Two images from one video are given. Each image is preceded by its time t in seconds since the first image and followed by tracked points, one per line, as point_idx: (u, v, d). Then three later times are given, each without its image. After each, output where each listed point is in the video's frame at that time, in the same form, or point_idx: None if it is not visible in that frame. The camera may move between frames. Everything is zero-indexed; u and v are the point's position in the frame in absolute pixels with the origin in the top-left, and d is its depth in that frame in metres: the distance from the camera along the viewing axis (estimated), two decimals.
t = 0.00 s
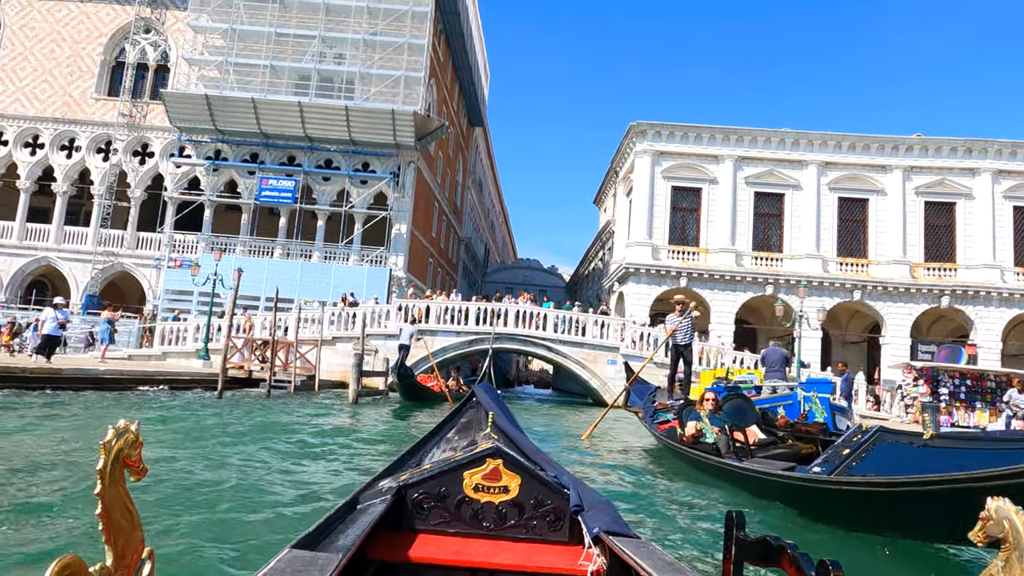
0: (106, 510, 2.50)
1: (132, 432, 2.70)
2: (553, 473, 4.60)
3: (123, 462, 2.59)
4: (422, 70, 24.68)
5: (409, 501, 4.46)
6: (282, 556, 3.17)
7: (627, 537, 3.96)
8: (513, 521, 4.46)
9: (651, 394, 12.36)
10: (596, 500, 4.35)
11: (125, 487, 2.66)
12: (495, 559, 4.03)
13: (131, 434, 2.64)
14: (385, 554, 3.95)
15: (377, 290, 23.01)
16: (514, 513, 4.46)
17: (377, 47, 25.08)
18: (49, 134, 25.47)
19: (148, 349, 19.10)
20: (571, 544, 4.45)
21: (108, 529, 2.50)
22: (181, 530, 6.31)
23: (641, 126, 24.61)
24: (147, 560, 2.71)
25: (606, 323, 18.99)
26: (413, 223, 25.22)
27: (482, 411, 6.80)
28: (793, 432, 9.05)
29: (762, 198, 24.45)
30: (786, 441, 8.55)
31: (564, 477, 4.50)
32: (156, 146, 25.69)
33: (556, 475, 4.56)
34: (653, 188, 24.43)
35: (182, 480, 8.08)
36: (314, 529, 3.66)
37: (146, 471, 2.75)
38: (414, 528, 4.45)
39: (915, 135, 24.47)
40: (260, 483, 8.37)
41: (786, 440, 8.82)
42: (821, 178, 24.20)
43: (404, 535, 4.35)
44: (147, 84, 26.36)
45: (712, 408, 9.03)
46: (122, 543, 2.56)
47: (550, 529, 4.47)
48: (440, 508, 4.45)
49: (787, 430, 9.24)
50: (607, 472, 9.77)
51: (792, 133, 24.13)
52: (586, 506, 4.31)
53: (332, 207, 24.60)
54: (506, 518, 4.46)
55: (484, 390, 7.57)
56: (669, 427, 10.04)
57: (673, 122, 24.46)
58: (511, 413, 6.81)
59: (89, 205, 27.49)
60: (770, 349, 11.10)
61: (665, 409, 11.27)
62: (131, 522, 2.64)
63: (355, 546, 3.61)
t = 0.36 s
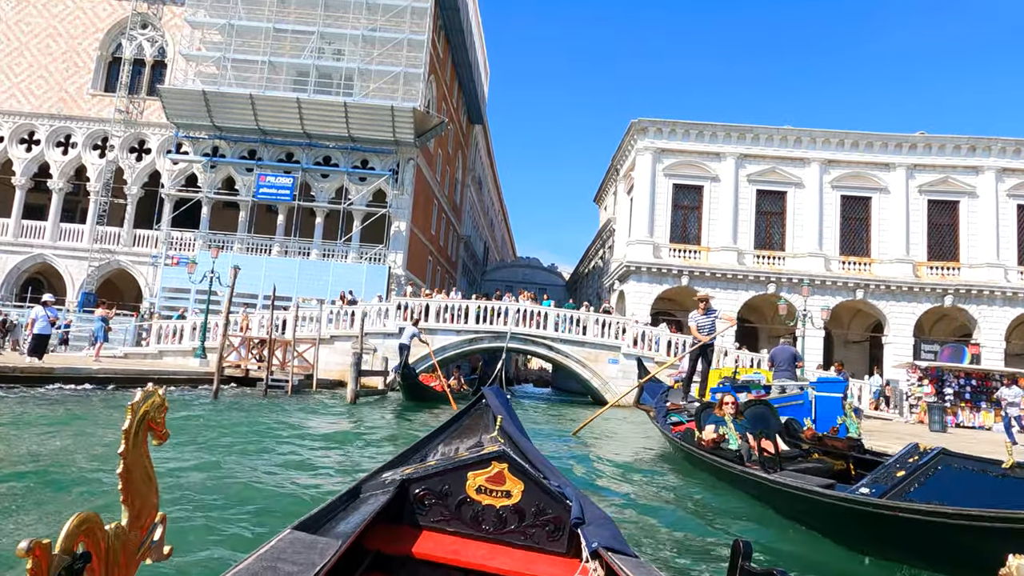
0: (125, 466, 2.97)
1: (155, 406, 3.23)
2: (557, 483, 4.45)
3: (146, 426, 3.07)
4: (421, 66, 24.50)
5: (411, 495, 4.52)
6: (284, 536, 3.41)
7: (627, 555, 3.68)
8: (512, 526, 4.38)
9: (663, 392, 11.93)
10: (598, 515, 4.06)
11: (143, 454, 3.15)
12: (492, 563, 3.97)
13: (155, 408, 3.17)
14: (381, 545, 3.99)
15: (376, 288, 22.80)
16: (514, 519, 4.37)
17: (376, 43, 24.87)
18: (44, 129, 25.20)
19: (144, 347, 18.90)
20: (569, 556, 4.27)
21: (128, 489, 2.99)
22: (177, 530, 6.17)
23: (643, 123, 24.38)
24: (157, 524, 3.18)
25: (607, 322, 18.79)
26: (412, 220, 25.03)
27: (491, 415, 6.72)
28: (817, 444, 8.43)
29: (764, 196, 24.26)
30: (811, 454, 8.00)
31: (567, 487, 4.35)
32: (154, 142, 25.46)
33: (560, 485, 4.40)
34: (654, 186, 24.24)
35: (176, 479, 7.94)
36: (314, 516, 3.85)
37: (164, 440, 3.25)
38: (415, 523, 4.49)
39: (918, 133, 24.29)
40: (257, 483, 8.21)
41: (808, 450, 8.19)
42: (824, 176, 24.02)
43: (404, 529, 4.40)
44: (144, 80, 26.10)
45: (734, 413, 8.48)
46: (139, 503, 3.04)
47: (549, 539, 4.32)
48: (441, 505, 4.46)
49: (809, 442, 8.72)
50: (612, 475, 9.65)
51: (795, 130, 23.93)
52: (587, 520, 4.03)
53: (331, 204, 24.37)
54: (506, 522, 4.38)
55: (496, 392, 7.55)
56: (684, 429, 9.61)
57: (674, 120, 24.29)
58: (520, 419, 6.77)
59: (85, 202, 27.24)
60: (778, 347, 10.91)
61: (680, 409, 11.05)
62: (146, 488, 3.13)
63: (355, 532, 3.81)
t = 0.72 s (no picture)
0: (142, 428, 2.83)
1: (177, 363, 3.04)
2: (564, 470, 4.37)
3: (165, 387, 2.90)
4: (420, 63, 24.26)
5: (416, 476, 4.44)
6: (290, 508, 3.41)
7: (631, 545, 3.65)
8: (516, 511, 4.30)
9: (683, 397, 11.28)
10: (603, 504, 4.06)
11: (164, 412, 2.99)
12: (495, 546, 3.96)
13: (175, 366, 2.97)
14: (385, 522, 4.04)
15: (374, 287, 22.57)
16: (518, 504, 4.30)
17: (375, 38, 24.61)
18: (39, 126, 24.94)
19: (140, 346, 18.66)
20: (572, 544, 4.20)
21: (142, 451, 2.82)
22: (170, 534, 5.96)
23: (644, 121, 24.16)
24: (173, 486, 3.03)
25: (609, 322, 18.62)
26: (411, 218, 24.83)
27: (498, 403, 6.64)
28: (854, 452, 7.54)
29: (766, 194, 24.08)
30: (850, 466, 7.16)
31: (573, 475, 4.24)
32: (150, 139, 25.18)
33: (566, 472, 4.31)
34: (656, 184, 24.04)
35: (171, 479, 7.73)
36: (323, 489, 3.99)
37: (185, 400, 3.07)
38: (419, 504, 4.41)
39: (920, 131, 24.13)
40: (253, 484, 7.99)
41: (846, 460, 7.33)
42: (825, 175, 23.85)
43: (406, 509, 4.36)
44: (140, 76, 25.86)
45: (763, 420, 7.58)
46: (156, 465, 2.89)
47: (552, 526, 4.26)
48: (445, 487, 4.39)
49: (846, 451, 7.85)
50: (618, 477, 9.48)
51: (797, 128, 23.75)
52: (591, 508, 4.04)
53: (328, 202, 24.13)
54: (511, 507, 4.31)
55: (505, 378, 7.53)
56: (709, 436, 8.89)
57: (675, 117, 24.09)
58: (527, 407, 6.70)
59: (80, 200, 26.98)
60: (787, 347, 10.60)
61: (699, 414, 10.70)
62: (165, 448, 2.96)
63: (359, 508, 3.80)
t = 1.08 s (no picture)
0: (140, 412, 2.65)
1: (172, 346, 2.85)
2: (562, 446, 4.96)
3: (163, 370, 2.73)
4: (420, 59, 24.04)
5: (420, 455, 4.98)
6: (294, 490, 3.65)
7: (631, 517, 4.09)
8: (519, 487, 4.88)
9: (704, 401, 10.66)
10: (604, 477, 4.54)
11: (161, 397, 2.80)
12: (499, 521, 4.41)
13: (168, 349, 2.77)
14: (389, 502, 4.46)
15: (373, 285, 22.37)
16: (520, 480, 4.88)
17: (374, 35, 24.41)
18: (34, 121, 24.67)
19: (135, 343, 18.45)
20: (574, 516, 4.79)
21: (142, 434, 2.63)
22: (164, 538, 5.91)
23: (645, 119, 23.95)
24: (176, 471, 2.83)
25: (612, 321, 18.39)
26: (410, 216, 24.62)
27: (498, 380, 7.07)
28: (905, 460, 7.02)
29: (768, 193, 23.91)
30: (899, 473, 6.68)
31: (573, 452, 4.84)
32: (146, 135, 24.91)
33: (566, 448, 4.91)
34: (657, 182, 23.85)
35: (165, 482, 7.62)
36: (327, 472, 4.35)
37: (184, 386, 2.88)
38: (423, 481, 4.95)
39: (923, 130, 23.96)
40: (250, 488, 7.90)
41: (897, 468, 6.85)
42: (828, 174, 23.68)
43: (412, 487, 4.87)
44: (137, 71, 25.60)
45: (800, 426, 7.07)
46: (156, 448, 2.69)
47: (555, 500, 4.85)
48: (449, 465, 4.94)
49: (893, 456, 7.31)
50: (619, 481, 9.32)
51: (799, 127, 23.59)
52: (593, 482, 4.49)
53: (327, 199, 23.90)
54: (512, 483, 4.89)
55: (503, 357, 7.88)
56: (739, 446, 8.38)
57: (677, 115, 23.87)
58: (526, 382, 7.16)
59: (76, 196, 26.72)
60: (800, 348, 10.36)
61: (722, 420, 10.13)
62: (165, 431, 2.77)
63: (362, 488, 4.16)
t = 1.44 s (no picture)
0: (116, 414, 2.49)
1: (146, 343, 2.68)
2: (553, 429, 5.12)
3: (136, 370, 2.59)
4: (419, 55, 23.83)
5: (411, 443, 5.05)
6: (285, 483, 3.46)
7: (622, 494, 4.33)
8: (511, 470, 5.04)
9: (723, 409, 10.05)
10: (594, 458, 4.76)
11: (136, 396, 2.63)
12: (491, 505, 4.51)
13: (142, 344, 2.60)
14: (382, 491, 4.46)
15: (371, 283, 22.16)
16: (513, 463, 5.03)
17: (373, 30, 24.17)
18: (29, 116, 24.38)
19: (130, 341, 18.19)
20: (565, 496, 5.01)
21: (119, 434, 2.47)
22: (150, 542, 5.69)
23: (647, 116, 23.73)
24: (156, 468, 2.67)
25: (613, 320, 18.17)
26: (408, 213, 24.39)
27: (487, 363, 7.12)
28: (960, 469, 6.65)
29: (770, 191, 23.71)
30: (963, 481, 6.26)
31: (564, 434, 5.02)
32: (142, 130, 24.63)
33: (556, 430, 5.07)
34: (658, 180, 23.64)
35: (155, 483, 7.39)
36: (317, 463, 4.11)
37: (160, 384, 2.72)
38: (415, 468, 5.03)
39: (927, 128, 23.77)
40: (242, 489, 7.69)
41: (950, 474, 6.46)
42: (831, 172, 23.50)
43: (405, 474, 4.94)
44: (133, 66, 25.30)
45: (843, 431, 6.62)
46: (134, 446, 2.52)
47: (547, 482, 5.03)
48: (440, 452, 5.03)
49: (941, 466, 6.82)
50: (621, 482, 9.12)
51: (802, 125, 23.42)
52: (585, 462, 4.77)
53: (324, 196, 23.66)
54: (505, 467, 5.03)
55: (494, 342, 7.87)
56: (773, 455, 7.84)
57: (679, 112, 23.65)
58: (514, 363, 7.21)
59: (71, 192, 26.42)
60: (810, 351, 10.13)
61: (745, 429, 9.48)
62: (143, 429, 2.60)
63: (354, 479, 4.04)
